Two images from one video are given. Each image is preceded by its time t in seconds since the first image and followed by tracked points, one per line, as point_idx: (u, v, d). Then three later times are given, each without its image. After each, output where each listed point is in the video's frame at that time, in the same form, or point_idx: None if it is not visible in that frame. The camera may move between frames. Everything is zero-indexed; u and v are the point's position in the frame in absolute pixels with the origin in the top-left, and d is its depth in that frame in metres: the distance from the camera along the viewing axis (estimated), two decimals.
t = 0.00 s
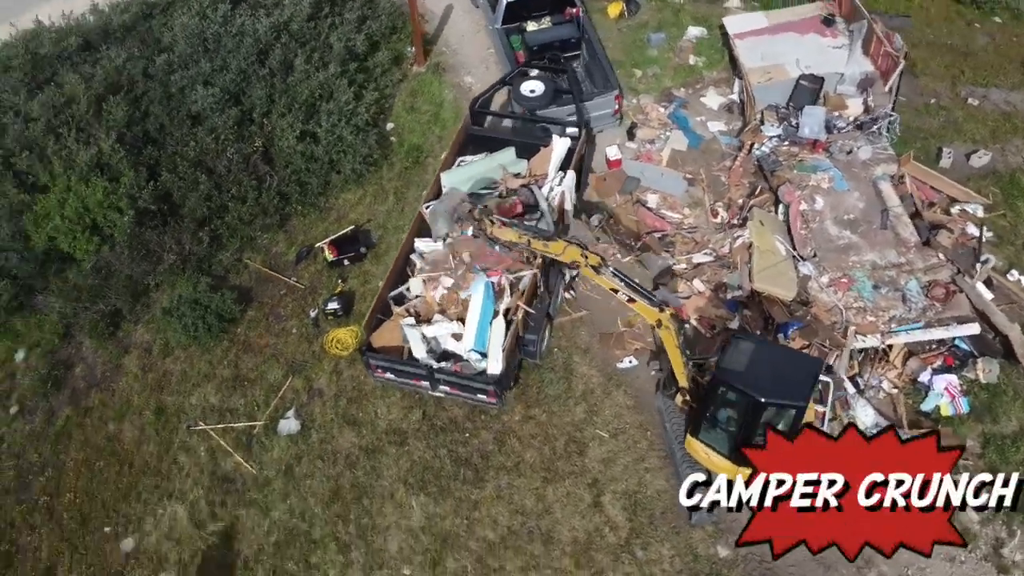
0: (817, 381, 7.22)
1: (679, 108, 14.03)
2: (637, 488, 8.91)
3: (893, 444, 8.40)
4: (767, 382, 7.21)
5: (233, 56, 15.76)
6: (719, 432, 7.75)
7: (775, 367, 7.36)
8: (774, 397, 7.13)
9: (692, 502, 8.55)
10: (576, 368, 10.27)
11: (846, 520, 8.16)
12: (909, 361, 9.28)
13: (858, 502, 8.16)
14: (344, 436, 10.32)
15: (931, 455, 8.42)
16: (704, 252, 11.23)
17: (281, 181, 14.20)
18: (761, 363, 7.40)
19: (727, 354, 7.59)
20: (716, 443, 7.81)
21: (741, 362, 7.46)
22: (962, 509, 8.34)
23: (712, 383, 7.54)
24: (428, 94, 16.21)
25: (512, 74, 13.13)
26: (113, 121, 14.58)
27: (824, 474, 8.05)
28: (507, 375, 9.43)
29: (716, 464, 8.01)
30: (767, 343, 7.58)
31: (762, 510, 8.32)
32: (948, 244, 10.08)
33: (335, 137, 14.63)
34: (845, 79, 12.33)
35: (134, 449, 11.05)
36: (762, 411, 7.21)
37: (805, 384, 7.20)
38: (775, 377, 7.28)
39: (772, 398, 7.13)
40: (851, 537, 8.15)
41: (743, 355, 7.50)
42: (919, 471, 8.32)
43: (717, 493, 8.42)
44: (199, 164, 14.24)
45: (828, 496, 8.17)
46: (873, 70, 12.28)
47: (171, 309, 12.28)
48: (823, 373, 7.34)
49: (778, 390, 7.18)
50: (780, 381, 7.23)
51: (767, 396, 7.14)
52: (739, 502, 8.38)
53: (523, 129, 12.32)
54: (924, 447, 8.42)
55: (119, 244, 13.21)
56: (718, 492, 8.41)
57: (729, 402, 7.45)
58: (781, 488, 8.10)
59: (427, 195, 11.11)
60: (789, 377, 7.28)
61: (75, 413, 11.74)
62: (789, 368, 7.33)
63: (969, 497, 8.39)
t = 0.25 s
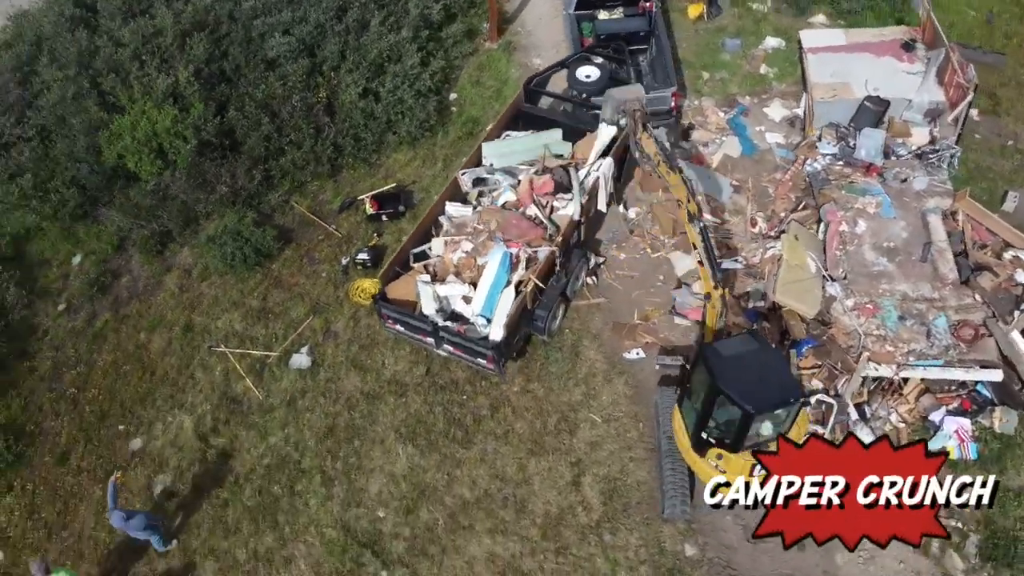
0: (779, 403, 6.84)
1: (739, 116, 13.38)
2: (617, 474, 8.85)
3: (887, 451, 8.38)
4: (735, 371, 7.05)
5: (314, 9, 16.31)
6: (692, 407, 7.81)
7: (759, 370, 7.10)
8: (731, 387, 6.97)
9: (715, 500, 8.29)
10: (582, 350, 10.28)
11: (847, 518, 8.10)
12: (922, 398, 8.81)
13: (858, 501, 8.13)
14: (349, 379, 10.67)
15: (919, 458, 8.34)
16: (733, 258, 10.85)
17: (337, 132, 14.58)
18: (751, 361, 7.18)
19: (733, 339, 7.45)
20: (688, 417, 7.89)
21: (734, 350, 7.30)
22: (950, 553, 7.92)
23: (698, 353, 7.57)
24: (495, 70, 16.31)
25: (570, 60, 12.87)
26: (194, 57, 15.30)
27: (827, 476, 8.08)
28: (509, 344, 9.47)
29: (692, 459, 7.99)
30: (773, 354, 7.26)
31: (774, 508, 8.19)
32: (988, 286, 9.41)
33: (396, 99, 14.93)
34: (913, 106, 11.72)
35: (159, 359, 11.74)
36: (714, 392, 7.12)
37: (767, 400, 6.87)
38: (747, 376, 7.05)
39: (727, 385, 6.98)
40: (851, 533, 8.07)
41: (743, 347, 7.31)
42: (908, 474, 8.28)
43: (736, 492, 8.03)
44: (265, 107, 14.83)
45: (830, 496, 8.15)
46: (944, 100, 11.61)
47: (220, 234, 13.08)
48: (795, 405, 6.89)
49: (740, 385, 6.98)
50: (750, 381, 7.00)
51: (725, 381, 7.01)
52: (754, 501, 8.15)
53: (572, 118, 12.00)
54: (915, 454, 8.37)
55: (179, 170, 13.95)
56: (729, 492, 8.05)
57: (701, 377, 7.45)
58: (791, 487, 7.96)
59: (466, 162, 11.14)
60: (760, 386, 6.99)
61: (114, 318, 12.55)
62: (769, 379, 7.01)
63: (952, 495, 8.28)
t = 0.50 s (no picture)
0: (732, 398, 6.78)
1: (798, 129, 12.68)
2: (602, 459, 8.86)
3: (888, 451, 8.08)
4: (719, 353, 7.08)
5: None
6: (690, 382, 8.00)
7: (742, 369, 6.97)
8: (705, 362, 7.08)
9: (715, 502, 7.83)
10: (592, 334, 10.27)
11: (847, 518, 7.98)
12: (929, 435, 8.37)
13: (857, 502, 7.97)
14: (365, 328, 11.00)
15: (920, 458, 8.08)
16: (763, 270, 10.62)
17: (398, 96, 14.77)
18: (746, 360, 7.04)
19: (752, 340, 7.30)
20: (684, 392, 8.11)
21: (739, 344, 7.22)
22: None
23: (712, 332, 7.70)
24: (563, 55, 15.88)
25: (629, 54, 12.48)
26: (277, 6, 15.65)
27: (826, 476, 7.94)
28: (517, 315, 9.46)
29: (667, 453, 7.98)
30: (771, 368, 6.96)
31: (774, 507, 8.00)
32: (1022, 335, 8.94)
33: (459, 70, 14.88)
34: (978, 140, 11.18)
35: (196, 283, 12.40)
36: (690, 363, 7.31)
37: (724, 390, 6.84)
38: (726, 365, 7.02)
39: (702, 359, 7.12)
40: (851, 532, 7.98)
41: (750, 348, 7.16)
42: (908, 474, 8.03)
43: (737, 491, 7.73)
44: (336, 63, 15.10)
45: (830, 496, 8.00)
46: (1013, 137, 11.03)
47: (270, 177, 13.56)
48: (746, 409, 6.75)
49: (713, 365, 7.04)
50: (725, 368, 6.99)
51: (705, 356, 7.14)
52: (755, 501, 7.93)
53: (624, 110, 11.86)
54: (916, 453, 8.10)
55: (244, 112, 14.50)
56: (729, 492, 7.79)
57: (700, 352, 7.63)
58: (792, 487, 7.84)
59: (508, 137, 11.16)
60: (730, 378, 6.94)
61: (164, 240, 13.31)
62: (743, 379, 6.88)
63: (953, 495, 8.04)
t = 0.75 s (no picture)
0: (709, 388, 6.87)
1: (858, 152, 12.08)
2: (591, 442, 8.89)
3: (887, 451, 7.94)
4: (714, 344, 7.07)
5: None
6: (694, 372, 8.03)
7: (732, 365, 6.94)
8: (699, 349, 7.12)
9: (714, 501, 7.64)
10: (606, 321, 10.23)
11: (847, 518, 7.76)
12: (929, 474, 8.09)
13: (858, 502, 7.77)
14: (390, 284, 11.27)
15: (919, 458, 7.87)
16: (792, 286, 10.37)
17: (465, 70, 14.63)
18: (740, 358, 6.98)
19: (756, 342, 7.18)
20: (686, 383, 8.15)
21: (741, 342, 7.15)
22: None
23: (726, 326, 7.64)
24: (635, 50, 15.08)
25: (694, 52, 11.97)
26: None
27: (826, 476, 7.86)
28: (532, 291, 9.46)
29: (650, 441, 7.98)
30: (761, 372, 6.89)
31: (774, 508, 7.87)
32: None
33: (527, 52, 14.51)
34: None
35: (244, 219, 12.98)
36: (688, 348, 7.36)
37: (705, 379, 6.92)
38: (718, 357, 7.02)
39: (697, 345, 7.14)
40: (851, 533, 7.71)
41: (750, 348, 7.06)
42: (908, 474, 7.83)
43: (736, 493, 7.63)
44: (411, 31, 15.07)
45: (829, 495, 7.84)
46: None
47: (329, 131, 13.90)
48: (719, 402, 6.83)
49: (705, 354, 7.07)
50: (715, 359, 6.99)
51: (701, 343, 7.14)
52: (755, 502, 7.81)
53: (678, 108, 11.31)
54: (917, 453, 7.88)
55: (315, 66, 14.82)
56: (730, 493, 7.64)
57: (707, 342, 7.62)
58: (792, 487, 7.76)
59: (557, 119, 11.11)
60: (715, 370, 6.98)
61: (223, 175, 13.95)
62: (727, 374, 6.88)
63: (954, 495, 7.74)
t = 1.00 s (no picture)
0: (679, 375, 6.89)
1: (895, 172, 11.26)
2: (572, 421, 8.96)
3: (887, 451, 7.89)
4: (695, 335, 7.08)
5: None
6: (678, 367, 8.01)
7: (708, 359, 6.95)
8: (679, 339, 7.16)
9: (714, 501, 7.73)
10: (608, 308, 10.19)
11: (847, 517, 7.57)
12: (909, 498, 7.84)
13: (858, 501, 7.60)
14: (404, 249, 11.41)
15: (918, 457, 7.85)
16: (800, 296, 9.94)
17: (512, 53, 14.17)
18: (718, 353, 6.98)
19: (740, 342, 7.14)
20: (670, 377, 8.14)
21: (724, 339, 7.15)
22: None
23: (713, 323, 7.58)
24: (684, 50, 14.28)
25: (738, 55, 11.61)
26: None
27: (825, 475, 7.77)
28: (534, 268, 9.54)
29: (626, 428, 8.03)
30: (736, 370, 6.85)
31: (774, 508, 7.77)
32: None
33: (573, 41, 13.99)
34: None
35: (278, 172, 13.35)
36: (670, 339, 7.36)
37: (678, 367, 6.94)
38: (696, 349, 7.04)
39: (678, 335, 7.18)
40: (851, 533, 7.51)
41: (731, 346, 7.05)
42: (908, 474, 7.75)
43: (735, 490, 7.72)
44: (464, 9, 14.69)
45: (829, 495, 7.69)
46: None
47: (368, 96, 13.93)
48: (686, 390, 6.83)
49: (684, 344, 7.11)
50: (693, 350, 7.02)
51: (683, 333, 7.18)
52: (755, 502, 7.87)
53: (710, 106, 10.97)
54: (916, 453, 7.87)
55: (365, 34, 14.83)
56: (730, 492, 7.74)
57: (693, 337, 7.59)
58: (791, 486, 7.76)
59: (588, 105, 10.98)
60: (690, 360, 6.99)
61: (266, 129, 14.35)
62: (701, 366, 6.90)
63: (953, 495, 7.61)
